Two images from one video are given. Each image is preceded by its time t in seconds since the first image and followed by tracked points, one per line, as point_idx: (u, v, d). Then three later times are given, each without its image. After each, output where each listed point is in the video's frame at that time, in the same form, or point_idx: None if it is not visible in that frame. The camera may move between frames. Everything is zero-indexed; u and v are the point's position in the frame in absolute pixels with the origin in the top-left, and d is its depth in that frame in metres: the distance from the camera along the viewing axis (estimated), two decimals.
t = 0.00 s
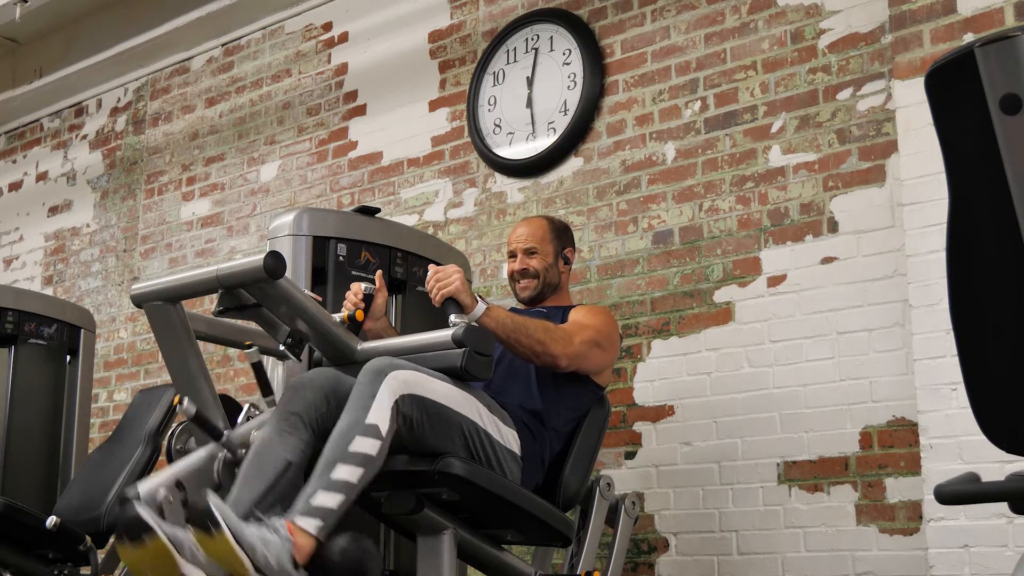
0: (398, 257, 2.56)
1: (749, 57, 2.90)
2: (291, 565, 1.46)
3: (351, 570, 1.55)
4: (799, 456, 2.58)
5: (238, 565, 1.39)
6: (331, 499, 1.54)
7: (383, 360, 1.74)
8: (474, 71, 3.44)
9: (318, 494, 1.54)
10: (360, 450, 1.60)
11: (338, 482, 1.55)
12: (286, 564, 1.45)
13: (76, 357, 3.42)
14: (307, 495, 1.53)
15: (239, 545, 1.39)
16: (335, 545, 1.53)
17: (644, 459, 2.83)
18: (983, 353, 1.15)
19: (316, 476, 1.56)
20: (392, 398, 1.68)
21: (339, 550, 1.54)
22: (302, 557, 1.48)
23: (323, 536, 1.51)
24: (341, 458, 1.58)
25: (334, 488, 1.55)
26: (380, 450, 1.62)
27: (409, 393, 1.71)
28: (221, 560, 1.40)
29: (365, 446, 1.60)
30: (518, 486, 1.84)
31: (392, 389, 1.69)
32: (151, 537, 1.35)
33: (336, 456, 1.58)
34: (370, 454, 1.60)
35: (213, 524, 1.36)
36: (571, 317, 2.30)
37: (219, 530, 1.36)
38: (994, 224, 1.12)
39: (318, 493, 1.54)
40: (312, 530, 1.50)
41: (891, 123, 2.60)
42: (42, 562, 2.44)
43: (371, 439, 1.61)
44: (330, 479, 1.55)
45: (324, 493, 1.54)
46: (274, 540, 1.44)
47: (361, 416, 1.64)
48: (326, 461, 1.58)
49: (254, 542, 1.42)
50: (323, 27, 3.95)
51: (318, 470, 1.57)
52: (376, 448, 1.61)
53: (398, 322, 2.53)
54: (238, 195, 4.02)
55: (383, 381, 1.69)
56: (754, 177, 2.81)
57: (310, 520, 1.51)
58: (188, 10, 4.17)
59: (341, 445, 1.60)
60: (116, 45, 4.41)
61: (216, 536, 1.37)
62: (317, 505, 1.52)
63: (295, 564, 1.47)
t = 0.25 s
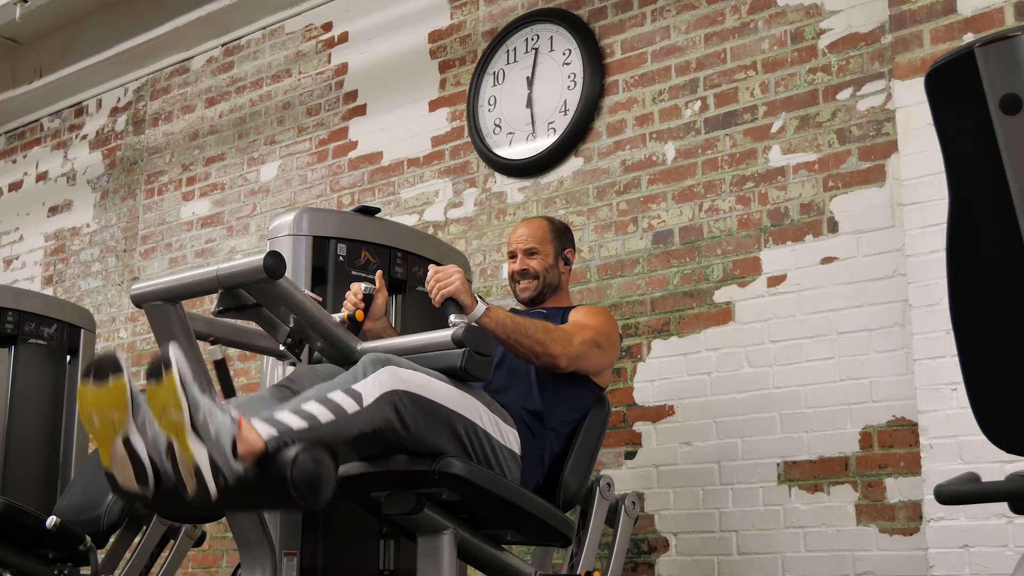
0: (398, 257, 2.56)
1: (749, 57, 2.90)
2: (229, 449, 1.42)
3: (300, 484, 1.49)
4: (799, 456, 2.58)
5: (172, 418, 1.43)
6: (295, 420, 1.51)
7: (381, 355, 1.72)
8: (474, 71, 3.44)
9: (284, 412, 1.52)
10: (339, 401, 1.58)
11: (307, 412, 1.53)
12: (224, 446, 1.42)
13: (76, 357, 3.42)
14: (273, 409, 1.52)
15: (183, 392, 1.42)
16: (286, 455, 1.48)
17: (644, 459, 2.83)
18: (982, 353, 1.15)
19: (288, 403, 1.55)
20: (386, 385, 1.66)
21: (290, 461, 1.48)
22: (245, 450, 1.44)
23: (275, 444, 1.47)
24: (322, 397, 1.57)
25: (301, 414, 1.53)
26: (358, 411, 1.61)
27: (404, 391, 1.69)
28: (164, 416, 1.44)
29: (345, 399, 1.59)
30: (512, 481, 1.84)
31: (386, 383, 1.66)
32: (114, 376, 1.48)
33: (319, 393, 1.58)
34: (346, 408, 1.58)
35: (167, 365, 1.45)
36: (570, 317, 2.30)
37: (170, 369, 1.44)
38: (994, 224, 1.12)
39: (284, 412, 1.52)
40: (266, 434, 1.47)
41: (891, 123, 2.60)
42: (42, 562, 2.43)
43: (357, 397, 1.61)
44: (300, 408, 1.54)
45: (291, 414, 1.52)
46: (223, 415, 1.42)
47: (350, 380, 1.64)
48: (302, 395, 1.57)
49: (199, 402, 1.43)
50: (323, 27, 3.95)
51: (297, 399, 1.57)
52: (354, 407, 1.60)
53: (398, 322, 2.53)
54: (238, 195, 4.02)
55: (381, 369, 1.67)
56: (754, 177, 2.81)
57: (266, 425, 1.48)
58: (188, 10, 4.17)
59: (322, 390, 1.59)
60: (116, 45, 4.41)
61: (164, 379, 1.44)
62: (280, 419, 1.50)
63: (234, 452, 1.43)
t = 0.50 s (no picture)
0: (398, 257, 2.56)
1: (749, 57, 2.90)
2: (227, 354, 1.45)
3: (293, 424, 1.45)
4: (799, 456, 2.58)
5: (183, 304, 1.48)
6: (296, 363, 1.52)
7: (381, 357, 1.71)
8: (474, 71, 3.44)
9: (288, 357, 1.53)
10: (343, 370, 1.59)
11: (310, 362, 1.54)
12: (223, 351, 1.44)
13: (76, 357, 3.42)
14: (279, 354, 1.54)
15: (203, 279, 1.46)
16: (280, 390, 1.46)
17: (644, 459, 2.83)
18: (982, 353, 1.15)
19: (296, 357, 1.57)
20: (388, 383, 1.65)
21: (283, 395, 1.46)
22: (240, 365, 1.46)
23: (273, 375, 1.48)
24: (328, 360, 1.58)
25: (304, 361, 1.53)
26: (359, 384, 1.60)
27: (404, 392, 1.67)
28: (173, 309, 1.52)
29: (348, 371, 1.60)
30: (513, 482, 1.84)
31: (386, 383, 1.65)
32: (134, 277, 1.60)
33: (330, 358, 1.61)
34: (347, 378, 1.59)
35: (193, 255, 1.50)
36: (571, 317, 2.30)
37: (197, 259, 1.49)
38: (994, 224, 1.12)
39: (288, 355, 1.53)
40: (265, 361, 1.48)
41: (891, 123, 2.60)
42: (41, 562, 2.43)
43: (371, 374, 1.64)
44: (304, 358, 1.54)
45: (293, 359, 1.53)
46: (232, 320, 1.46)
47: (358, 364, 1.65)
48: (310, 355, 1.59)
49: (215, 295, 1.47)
50: (323, 27, 3.95)
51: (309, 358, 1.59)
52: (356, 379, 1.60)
53: (398, 323, 2.53)
54: (238, 195, 4.02)
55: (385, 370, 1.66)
56: (754, 178, 2.81)
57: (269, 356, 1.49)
58: (188, 10, 4.17)
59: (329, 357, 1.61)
60: (116, 45, 4.41)
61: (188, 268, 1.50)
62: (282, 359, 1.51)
63: (229, 358, 1.45)
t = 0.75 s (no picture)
0: (398, 257, 2.56)
1: (749, 57, 2.90)
2: (228, 341, 1.43)
3: (294, 413, 1.44)
4: (799, 456, 2.58)
5: (185, 290, 1.47)
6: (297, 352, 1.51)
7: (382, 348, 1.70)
8: (474, 71, 3.44)
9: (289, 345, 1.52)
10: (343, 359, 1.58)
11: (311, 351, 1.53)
12: (224, 338, 1.42)
13: (76, 357, 3.42)
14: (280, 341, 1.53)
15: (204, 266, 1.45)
16: (281, 380, 1.45)
17: (644, 459, 2.83)
18: (981, 353, 1.15)
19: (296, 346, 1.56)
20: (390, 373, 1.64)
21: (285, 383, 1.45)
22: (241, 352, 1.44)
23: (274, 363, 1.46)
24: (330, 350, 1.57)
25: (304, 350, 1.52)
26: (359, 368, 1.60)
27: (404, 385, 1.66)
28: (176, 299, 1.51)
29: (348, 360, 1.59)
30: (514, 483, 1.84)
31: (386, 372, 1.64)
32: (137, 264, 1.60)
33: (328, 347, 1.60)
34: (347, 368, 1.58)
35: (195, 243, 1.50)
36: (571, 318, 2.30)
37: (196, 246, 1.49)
38: (995, 224, 1.12)
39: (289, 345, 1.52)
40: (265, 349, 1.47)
41: (891, 123, 2.60)
42: (41, 562, 2.43)
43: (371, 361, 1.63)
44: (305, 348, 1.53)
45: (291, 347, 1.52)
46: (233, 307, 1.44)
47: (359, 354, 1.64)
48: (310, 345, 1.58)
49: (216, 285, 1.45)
50: (323, 27, 3.95)
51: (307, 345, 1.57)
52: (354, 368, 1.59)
53: (398, 323, 2.53)
54: (238, 195, 4.02)
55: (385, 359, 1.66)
56: (754, 178, 2.81)
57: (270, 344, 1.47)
58: (188, 10, 4.17)
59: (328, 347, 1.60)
60: (116, 45, 4.41)
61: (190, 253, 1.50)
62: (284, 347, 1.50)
63: (230, 346, 1.43)
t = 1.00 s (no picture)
0: (398, 257, 2.56)
1: (749, 57, 2.90)
2: (243, 492, 1.45)
3: (314, 514, 1.53)
4: (799, 456, 2.58)
5: (185, 464, 1.47)
6: (301, 446, 1.50)
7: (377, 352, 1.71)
8: (474, 71, 3.44)
9: (288, 439, 1.51)
10: (342, 415, 1.57)
11: (314, 436, 1.52)
12: (239, 489, 1.45)
13: (76, 357, 3.42)
14: (277, 438, 1.51)
15: (197, 447, 1.45)
16: (298, 486, 1.49)
17: (644, 459, 2.83)
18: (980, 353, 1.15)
19: (292, 426, 1.54)
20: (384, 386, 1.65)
21: (303, 491, 1.50)
22: (259, 493, 1.46)
23: (284, 478, 1.48)
24: (324, 415, 1.56)
25: (306, 438, 1.51)
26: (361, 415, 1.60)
27: (403, 388, 1.68)
28: (182, 465, 1.48)
29: (348, 413, 1.58)
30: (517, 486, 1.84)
31: (384, 379, 1.66)
32: (118, 424, 1.53)
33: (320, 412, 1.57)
34: (350, 423, 1.58)
35: (174, 413, 1.45)
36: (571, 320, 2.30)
37: (180, 424, 1.45)
38: (994, 224, 1.12)
39: (288, 438, 1.51)
40: (274, 466, 1.47)
41: (891, 123, 2.60)
42: (41, 562, 2.43)
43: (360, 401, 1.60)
44: (305, 431, 1.52)
45: (292, 441, 1.50)
46: (234, 463, 1.44)
47: (349, 387, 1.62)
48: (305, 416, 1.56)
49: (214, 449, 1.45)
50: (323, 27, 3.95)
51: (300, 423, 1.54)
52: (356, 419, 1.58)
53: (398, 322, 2.52)
54: (238, 195, 4.02)
55: (379, 368, 1.66)
56: (754, 178, 2.81)
57: (276, 456, 1.48)
58: (188, 10, 4.17)
59: (323, 406, 1.57)
60: (116, 45, 4.41)
61: (175, 430, 1.45)
62: (286, 450, 1.49)
63: (249, 495, 1.46)
